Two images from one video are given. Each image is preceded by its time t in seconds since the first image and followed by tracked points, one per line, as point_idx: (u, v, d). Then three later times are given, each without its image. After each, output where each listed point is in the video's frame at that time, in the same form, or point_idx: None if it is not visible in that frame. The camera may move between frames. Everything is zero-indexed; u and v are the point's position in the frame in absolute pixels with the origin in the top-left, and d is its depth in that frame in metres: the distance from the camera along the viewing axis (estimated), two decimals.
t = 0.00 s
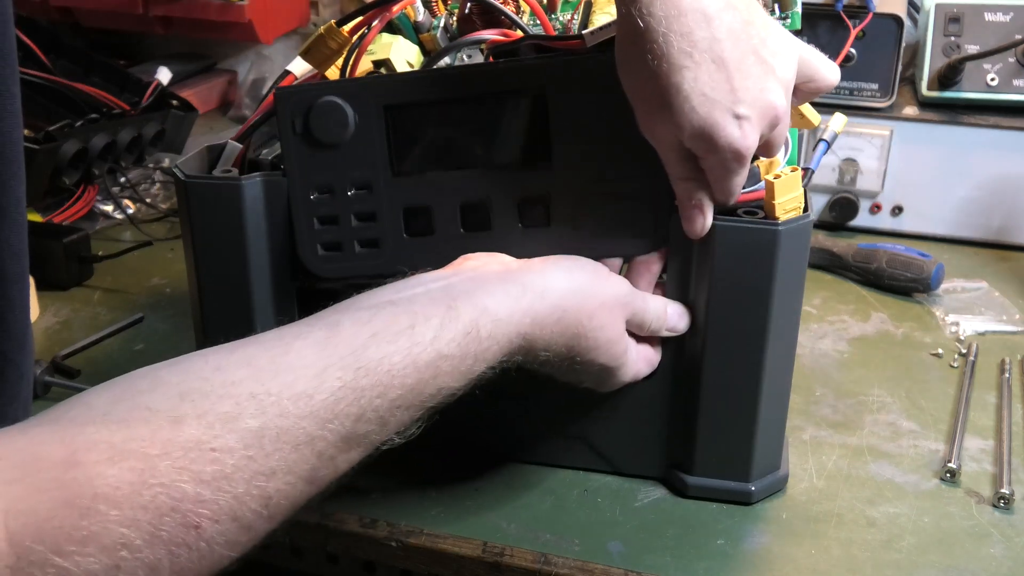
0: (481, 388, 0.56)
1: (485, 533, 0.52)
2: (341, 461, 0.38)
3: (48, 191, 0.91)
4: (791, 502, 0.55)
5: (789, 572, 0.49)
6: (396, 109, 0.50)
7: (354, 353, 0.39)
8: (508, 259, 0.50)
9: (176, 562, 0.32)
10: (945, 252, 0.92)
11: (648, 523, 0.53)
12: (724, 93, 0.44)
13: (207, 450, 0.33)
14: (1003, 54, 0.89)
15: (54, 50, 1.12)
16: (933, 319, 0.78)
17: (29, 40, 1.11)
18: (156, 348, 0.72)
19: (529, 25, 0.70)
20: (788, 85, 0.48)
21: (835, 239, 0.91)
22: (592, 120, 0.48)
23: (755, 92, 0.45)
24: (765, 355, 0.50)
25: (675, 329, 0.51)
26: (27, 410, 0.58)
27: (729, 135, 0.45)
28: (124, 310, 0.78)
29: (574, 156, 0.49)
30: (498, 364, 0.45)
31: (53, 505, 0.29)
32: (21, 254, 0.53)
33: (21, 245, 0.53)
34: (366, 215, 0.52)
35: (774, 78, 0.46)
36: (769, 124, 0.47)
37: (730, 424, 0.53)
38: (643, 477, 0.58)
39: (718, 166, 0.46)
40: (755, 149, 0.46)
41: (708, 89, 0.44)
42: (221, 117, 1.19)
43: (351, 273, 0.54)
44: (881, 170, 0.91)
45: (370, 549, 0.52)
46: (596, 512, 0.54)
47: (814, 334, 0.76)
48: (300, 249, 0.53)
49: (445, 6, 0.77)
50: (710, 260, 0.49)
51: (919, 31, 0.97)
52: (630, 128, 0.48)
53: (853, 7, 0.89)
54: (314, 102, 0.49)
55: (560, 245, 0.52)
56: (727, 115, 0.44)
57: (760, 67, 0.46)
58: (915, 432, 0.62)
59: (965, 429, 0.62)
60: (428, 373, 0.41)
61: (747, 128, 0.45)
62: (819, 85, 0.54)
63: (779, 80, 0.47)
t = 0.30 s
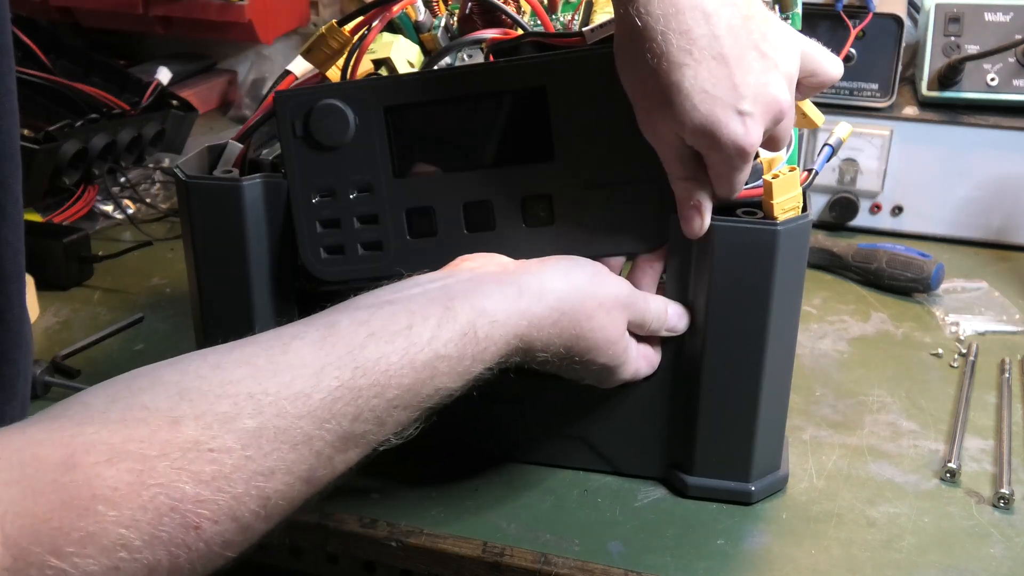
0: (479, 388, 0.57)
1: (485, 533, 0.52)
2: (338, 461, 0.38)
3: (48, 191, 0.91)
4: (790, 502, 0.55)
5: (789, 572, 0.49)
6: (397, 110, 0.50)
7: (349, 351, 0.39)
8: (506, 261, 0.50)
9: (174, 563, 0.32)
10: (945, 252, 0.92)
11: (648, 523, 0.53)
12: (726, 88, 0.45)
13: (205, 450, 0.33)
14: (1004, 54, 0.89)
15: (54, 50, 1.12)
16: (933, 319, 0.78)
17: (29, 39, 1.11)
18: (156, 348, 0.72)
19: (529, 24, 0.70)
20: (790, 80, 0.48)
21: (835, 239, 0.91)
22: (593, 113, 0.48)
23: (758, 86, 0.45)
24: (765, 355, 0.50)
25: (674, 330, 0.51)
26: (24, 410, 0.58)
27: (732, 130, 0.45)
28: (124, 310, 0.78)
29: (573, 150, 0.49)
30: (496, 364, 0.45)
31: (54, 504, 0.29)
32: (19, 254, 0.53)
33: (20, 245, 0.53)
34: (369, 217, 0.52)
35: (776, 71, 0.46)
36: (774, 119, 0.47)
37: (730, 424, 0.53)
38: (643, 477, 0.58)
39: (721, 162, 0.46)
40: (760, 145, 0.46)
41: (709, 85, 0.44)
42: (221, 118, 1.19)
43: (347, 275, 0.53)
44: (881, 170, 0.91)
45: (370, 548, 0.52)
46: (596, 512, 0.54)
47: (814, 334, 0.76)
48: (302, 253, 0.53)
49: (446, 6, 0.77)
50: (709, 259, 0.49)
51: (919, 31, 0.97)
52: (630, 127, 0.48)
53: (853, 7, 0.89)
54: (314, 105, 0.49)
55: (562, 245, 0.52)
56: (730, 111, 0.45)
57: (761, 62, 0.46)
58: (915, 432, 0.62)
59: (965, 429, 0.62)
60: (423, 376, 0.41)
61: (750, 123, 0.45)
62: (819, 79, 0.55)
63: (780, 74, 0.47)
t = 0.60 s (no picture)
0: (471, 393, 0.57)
1: (486, 533, 0.52)
2: (328, 466, 0.38)
3: (47, 191, 0.91)
4: (791, 501, 0.55)
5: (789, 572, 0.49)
6: (398, 112, 0.50)
7: (342, 355, 0.39)
8: (498, 268, 0.50)
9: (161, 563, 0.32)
10: (945, 252, 0.92)
11: (648, 523, 0.53)
12: (696, 66, 0.44)
13: (197, 455, 0.33)
14: (1004, 54, 0.89)
15: (54, 50, 1.12)
16: (933, 319, 0.78)
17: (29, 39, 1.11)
18: (156, 348, 0.72)
19: (529, 24, 0.70)
20: (771, 70, 0.47)
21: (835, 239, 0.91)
22: (593, 118, 0.49)
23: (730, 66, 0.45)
24: (765, 355, 0.50)
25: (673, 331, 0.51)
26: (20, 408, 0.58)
27: (697, 107, 0.44)
28: (124, 310, 0.78)
29: (573, 150, 0.50)
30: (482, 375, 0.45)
31: (49, 506, 0.30)
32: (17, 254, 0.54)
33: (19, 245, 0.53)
34: (371, 219, 0.52)
35: (753, 56, 0.46)
36: (745, 105, 0.46)
37: (730, 424, 0.53)
38: (643, 477, 0.58)
39: (687, 138, 0.46)
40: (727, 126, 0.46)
41: (680, 61, 0.44)
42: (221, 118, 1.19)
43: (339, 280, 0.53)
44: (882, 169, 0.91)
45: (371, 548, 0.52)
46: (596, 512, 0.54)
47: (814, 334, 0.76)
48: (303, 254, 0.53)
49: (446, 6, 0.77)
50: (709, 259, 0.49)
51: (919, 31, 0.97)
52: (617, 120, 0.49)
53: (853, 7, 0.89)
54: (315, 107, 0.49)
55: (563, 244, 0.52)
56: (696, 88, 0.44)
57: (738, 45, 0.45)
58: (915, 432, 0.62)
59: (966, 429, 0.62)
60: (412, 382, 0.41)
61: (717, 103, 0.45)
62: (808, 71, 0.54)
63: (758, 59, 0.46)
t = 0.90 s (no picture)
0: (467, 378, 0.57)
1: (485, 533, 0.52)
2: (334, 442, 0.38)
3: (48, 191, 0.91)
4: (791, 501, 0.55)
5: (788, 572, 0.49)
6: (394, 106, 0.50)
7: (343, 339, 0.39)
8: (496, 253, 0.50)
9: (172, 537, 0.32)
10: (944, 252, 0.92)
11: (648, 523, 0.53)
12: (686, 42, 0.43)
13: (202, 429, 0.33)
14: (1004, 54, 0.89)
15: (53, 50, 1.12)
16: (933, 319, 0.78)
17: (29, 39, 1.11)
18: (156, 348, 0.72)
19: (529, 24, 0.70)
20: (766, 54, 0.46)
21: (835, 239, 0.91)
22: (592, 114, 0.49)
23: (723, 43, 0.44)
24: (765, 355, 0.50)
25: (672, 329, 0.51)
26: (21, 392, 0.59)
27: (687, 83, 0.44)
28: (124, 310, 0.78)
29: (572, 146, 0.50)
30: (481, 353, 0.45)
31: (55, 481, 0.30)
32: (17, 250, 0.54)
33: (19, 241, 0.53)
34: (370, 215, 0.52)
35: (745, 35, 0.45)
36: (737, 85, 0.45)
37: (729, 425, 0.53)
38: (643, 477, 0.58)
39: (680, 118, 0.46)
40: (718, 106, 0.45)
41: (669, 38, 0.44)
42: (221, 118, 1.19)
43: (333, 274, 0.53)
44: (881, 170, 0.91)
45: (371, 549, 0.52)
46: (596, 512, 0.54)
47: (814, 334, 0.76)
48: (305, 254, 0.52)
49: (446, 6, 0.77)
50: (711, 261, 0.49)
51: (919, 31, 0.97)
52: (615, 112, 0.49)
53: (853, 7, 0.89)
54: (311, 105, 0.50)
55: (565, 231, 0.51)
56: (686, 65, 0.43)
57: (732, 24, 0.45)
58: (915, 432, 0.62)
59: (965, 429, 0.62)
60: (412, 361, 0.41)
61: (707, 81, 0.44)
62: (803, 58, 0.54)
63: (751, 38, 0.45)
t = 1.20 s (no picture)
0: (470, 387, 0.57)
1: (486, 533, 0.52)
2: (318, 459, 0.38)
3: (47, 191, 0.91)
4: (790, 501, 0.55)
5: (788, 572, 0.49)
6: (398, 116, 0.50)
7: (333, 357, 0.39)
8: (493, 267, 0.50)
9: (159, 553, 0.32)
10: (945, 252, 0.92)
11: (648, 523, 0.53)
12: (692, 52, 0.44)
13: (186, 440, 0.33)
14: (1004, 54, 0.89)
15: (54, 50, 1.12)
16: (933, 319, 0.78)
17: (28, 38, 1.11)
18: (156, 348, 0.72)
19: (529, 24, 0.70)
20: (770, 60, 0.47)
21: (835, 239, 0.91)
22: (593, 117, 0.49)
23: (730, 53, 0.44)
24: (765, 355, 0.50)
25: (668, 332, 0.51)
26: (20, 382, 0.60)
27: (694, 92, 0.44)
28: (124, 310, 0.78)
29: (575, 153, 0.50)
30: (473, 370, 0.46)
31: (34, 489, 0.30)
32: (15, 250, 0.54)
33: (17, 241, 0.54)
34: (374, 224, 0.52)
35: (751, 43, 0.45)
36: (743, 92, 0.46)
37: (730, 425, 0.53)
38: (643, 477, 0.58)
39: (686, 127, 0.46)
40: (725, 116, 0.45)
41: (676, 47, 0.44)
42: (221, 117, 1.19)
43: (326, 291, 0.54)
44: (882, 170, 0.91)
45: (371, 548, 0.52)
46: (596, 512, 0.54)
47: (814, 334, 0.76)
48: (308, 263, 0.52)
49: (446, 6, 0.77)
50: (710, 260, 0.49)
51: (919, 31, 0.97)
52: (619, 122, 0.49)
53: (853, 7, 0.89)
54: (315, 115, 0.50)
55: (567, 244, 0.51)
56: (693, 74, 0.44)
57: (737, 32, 0.45)
58: (915, 432, 0.62)
59: (965, 429, 0.62)
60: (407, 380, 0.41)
61: (714, 90, 0.44)
62: (809, 61, 0.54)
63: (756, 46, 0.45)
